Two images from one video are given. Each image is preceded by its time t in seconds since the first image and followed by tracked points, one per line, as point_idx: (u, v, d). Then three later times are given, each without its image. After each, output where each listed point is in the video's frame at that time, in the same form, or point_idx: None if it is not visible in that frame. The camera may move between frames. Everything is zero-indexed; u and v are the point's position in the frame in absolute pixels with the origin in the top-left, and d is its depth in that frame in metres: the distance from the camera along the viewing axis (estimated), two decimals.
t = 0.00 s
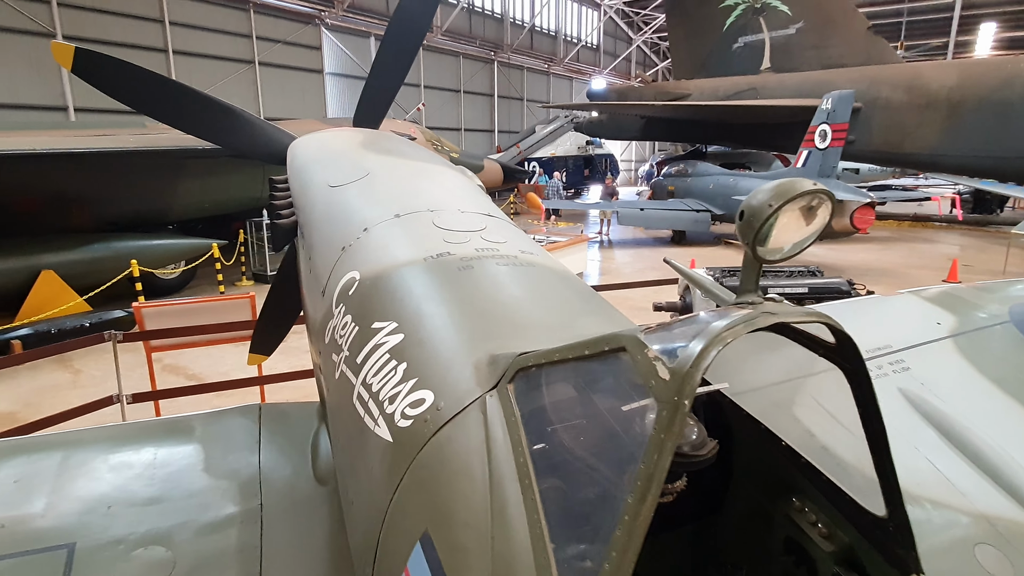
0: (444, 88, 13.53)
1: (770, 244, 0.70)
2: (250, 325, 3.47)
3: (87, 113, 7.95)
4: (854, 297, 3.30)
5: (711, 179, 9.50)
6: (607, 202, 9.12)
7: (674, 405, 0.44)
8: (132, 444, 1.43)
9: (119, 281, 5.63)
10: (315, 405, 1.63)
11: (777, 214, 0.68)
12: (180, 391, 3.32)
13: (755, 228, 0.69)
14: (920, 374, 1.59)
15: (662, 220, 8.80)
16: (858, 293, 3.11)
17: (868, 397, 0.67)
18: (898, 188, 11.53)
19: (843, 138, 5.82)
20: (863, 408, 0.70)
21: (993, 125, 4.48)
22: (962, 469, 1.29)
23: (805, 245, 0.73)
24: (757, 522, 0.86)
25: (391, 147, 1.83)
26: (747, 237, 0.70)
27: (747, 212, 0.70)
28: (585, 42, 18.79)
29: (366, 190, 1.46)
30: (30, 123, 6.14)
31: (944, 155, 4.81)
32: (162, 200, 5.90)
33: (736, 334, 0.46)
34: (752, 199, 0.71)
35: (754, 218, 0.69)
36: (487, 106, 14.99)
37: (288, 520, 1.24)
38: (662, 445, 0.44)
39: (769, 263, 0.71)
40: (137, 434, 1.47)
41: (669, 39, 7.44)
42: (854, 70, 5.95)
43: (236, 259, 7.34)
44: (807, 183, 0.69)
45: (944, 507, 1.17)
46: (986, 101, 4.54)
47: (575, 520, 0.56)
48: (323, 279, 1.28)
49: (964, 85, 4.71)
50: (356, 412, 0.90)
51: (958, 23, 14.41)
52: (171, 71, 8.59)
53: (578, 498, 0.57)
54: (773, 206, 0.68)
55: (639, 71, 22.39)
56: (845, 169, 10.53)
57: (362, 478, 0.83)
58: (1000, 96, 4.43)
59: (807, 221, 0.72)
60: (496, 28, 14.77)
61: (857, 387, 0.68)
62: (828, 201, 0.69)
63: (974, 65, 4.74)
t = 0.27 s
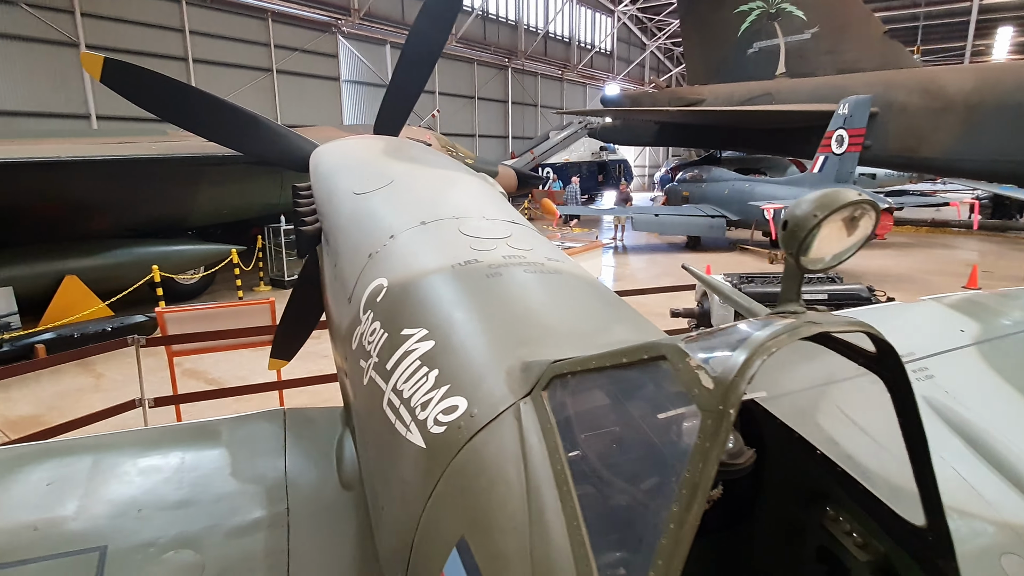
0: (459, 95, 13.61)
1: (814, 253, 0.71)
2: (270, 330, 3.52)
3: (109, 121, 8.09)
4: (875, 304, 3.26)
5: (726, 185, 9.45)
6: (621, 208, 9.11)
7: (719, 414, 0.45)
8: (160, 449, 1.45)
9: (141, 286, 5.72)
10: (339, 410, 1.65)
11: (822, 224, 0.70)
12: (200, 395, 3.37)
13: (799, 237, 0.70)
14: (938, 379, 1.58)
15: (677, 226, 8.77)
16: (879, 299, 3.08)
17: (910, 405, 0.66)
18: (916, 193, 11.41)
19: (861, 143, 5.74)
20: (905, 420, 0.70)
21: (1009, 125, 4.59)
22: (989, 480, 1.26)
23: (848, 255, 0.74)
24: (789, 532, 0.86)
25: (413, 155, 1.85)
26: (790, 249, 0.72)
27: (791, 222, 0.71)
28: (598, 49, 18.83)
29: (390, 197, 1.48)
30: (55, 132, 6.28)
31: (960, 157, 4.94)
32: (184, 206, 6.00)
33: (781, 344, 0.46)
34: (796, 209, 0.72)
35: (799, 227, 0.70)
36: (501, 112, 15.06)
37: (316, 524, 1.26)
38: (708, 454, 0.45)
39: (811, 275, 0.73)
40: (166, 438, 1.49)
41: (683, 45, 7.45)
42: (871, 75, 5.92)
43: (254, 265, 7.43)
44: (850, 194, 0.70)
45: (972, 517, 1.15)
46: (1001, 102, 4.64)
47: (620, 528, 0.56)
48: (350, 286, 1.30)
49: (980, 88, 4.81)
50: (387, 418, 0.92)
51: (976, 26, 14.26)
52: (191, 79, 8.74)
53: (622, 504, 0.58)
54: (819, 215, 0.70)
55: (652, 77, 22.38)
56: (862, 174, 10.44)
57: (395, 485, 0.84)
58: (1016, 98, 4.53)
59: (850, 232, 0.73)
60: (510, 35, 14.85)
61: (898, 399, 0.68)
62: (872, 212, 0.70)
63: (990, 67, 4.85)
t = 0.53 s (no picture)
0: (470, 99, 13.65)
1: (855, 254, 0.72)
2: (286, 331, 3.55)
3: (126, 125, 8.20)
4: (893, 308, 3.22)
5: (739, 188, 9.40)
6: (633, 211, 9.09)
7: (759, 415, 0.45)
8: (182, 448, 1.47)
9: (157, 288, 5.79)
10: (358, 410, 1.66)
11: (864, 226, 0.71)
12: (216, 396, 3.40)
13: (842, 239, 0.71)
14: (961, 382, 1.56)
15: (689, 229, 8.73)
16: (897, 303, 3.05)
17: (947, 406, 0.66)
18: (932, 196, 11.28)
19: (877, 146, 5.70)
20: (941, 424, 0.70)
21: None
22: (1015, 487, 1.24)
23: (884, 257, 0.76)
24: (816, 537, 0.86)
25: (431, 158, 1.86)
26: (830, 249, 0.73)
27: (833, 223, 0.72)
28: (610, 52, 18.82)
29: (410, 200, 1.49)
30: (75, 136, 6.38)
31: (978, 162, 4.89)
32: (199, 210, 6.06)
33: (821, 345, 0.47)
34: (837, 211, 0.73)
35: (841, 230, 0.71)
36: (513, 115, 15.08)
37: (338, 524, 1.27)
38: (748, 457, 0.45)
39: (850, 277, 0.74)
40: (188, 438, 1.51)
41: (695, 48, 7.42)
42: (886, 77, 5.86)
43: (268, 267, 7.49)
44: (890, 196, 0.72)
45: (998, 525, 1.13)
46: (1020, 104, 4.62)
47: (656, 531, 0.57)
48: (371, 288, 1.31)
49: (1000, 90, 4.75)
50: (412, 419, 0.92)
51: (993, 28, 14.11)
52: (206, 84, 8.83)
53: (657, 507, 0.59)
54: (860, 217, 0.71)
55: (664, 80, 22.33)
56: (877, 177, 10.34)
57: (422, 486, 0.84)
58: None
59: (888, 234, 0.75)
60: (521, 39, 14.89)
61: (937, 403, 0.68)
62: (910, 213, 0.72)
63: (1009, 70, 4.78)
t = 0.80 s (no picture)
0: (489, 100, 13.70)
1: (901, 252, 0.78)
2: (309, 330, 3.59)
3: (152, 128, 8.36)
4: (921, 311, 3.17)
5: (759, 189, 9.31)
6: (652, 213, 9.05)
7: (806, 414, 0.45)
8: (214, 443, 1.50)
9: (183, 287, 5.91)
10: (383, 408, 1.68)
11: (912, 225, 0.77)
12: (240, 393, 3.45)
13: (892, 235, 0.77)
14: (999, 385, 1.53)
15: (709, 230, 8.67)
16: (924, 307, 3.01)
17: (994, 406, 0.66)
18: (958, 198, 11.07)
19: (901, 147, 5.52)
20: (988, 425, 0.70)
21: None
22: None
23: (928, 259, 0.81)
24: (850, 540, 0.85)
25: (455, 159, 1.88)
26: (878, 247, 0.79)
27: (882, 221, 0.78)
28: (628, 53, 18.77)
29: (437, 200, 1.50)
30: (103, 138, 6.52)
31: (1008, 161, 4.94)
32: (224, 210, 6.17)
33: (868, 343, 0.47)
34: (884, 211, 0.79)
35: (889, 227, 0.77)
36: (531, 117, 15.10)
37: (365, 520, 1.28)
38: (796, 453, 0.45)
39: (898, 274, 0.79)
40: (219, 433, 1.54)
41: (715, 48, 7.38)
42: (911, 76, 5.78)
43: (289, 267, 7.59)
44: (936, 199, 0.78)
45: None
46: None
47: (698, 530, 0.57)
48: (399, 287, 1.33)
49: None
50: (444, 416, 0.93)
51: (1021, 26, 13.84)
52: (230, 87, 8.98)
53: (693, 505, 0.59)
54: (909, 216, 0.77)
55: (682, 81, 22.21)
56: (901, 178, 10.19)
57: (455, 482, 0.85)
58: None
59: (935, 234, 0.80)
60: (539, 41, 14.91)
61: (983, 405, 0.68)
62: (955, 217, 0.78)
63: None
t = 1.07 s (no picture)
0: (501, 97, 13.69)
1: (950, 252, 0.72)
2: (325, 326, 3.63)
3: (169, 126, 8.45)
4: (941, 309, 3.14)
5: (773, 187, 9.23)
6: (665, 210, 9.01)
7: (855, 413, 0.45)
8: (239, 437, 1.51)
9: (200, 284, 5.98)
10: (404, 404, 1.70)
11: (964, 223, 0.70)
12: (258, 389, 3.49)
13: (941, 235, 0.71)
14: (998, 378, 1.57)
15: (722, 228, 8.62)
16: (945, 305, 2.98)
17: None
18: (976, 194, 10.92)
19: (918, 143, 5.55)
20: None
21: None
22: None
23: (978, 256, 0.75)
24: (883, 540, 0.85)
25: (475, 156, 1.88)
26: (925, 247, 0.73)
27: (931, 218, 0.71)
28: (641, 49, 18.68)
29: (459, 198, 1.51)
30: (120, 136, 6.60)
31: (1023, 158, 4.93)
32: (239, 208, 6.22)
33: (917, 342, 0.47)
34: (933, 205, 0.72)
35: (941, 225, 0.71)
36: (542, 114, 15.08)
37: (389, 515, 1.30)
38: (844, 452, 0.46)
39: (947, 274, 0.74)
40: (243, 428, 1.55)
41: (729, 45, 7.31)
42: (929, 72, 5.71)
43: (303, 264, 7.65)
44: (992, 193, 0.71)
45: None
46: None
47: (738, 527, 0.57)
48: (423, 284, 1.33)
49: None
50: (472, 412, 0.94)
51: None
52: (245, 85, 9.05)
53: (733, 502, 0.59)
54: (961, 213, 0.70)
55: (695, 77, 22.06)
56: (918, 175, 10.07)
57: (484, 478, 0.86)
58: None
59: (982, 234, 0.74)
60: (551, 37, 14.87)
61: None
62: (1009, 213, 0.71)
63: None
